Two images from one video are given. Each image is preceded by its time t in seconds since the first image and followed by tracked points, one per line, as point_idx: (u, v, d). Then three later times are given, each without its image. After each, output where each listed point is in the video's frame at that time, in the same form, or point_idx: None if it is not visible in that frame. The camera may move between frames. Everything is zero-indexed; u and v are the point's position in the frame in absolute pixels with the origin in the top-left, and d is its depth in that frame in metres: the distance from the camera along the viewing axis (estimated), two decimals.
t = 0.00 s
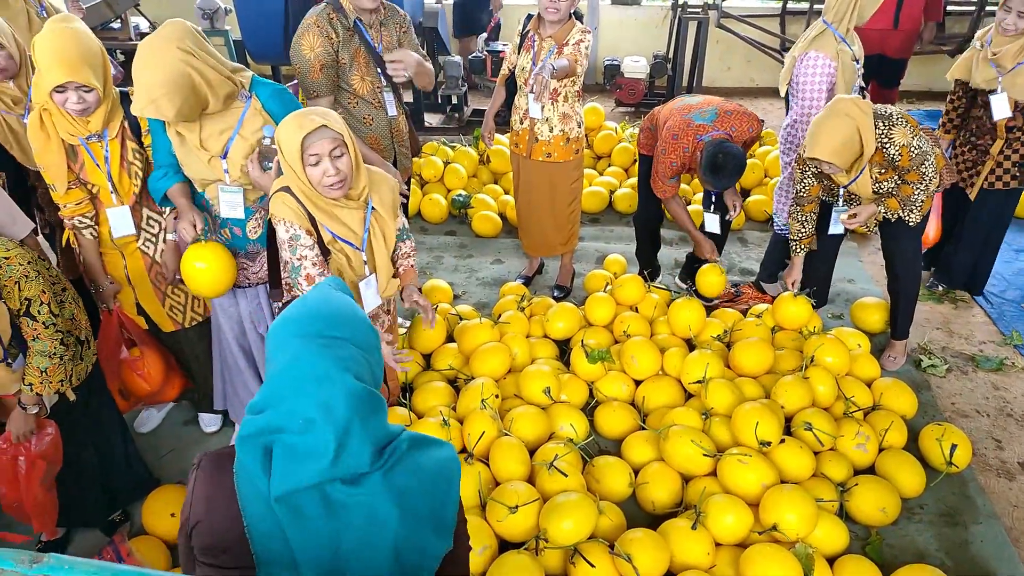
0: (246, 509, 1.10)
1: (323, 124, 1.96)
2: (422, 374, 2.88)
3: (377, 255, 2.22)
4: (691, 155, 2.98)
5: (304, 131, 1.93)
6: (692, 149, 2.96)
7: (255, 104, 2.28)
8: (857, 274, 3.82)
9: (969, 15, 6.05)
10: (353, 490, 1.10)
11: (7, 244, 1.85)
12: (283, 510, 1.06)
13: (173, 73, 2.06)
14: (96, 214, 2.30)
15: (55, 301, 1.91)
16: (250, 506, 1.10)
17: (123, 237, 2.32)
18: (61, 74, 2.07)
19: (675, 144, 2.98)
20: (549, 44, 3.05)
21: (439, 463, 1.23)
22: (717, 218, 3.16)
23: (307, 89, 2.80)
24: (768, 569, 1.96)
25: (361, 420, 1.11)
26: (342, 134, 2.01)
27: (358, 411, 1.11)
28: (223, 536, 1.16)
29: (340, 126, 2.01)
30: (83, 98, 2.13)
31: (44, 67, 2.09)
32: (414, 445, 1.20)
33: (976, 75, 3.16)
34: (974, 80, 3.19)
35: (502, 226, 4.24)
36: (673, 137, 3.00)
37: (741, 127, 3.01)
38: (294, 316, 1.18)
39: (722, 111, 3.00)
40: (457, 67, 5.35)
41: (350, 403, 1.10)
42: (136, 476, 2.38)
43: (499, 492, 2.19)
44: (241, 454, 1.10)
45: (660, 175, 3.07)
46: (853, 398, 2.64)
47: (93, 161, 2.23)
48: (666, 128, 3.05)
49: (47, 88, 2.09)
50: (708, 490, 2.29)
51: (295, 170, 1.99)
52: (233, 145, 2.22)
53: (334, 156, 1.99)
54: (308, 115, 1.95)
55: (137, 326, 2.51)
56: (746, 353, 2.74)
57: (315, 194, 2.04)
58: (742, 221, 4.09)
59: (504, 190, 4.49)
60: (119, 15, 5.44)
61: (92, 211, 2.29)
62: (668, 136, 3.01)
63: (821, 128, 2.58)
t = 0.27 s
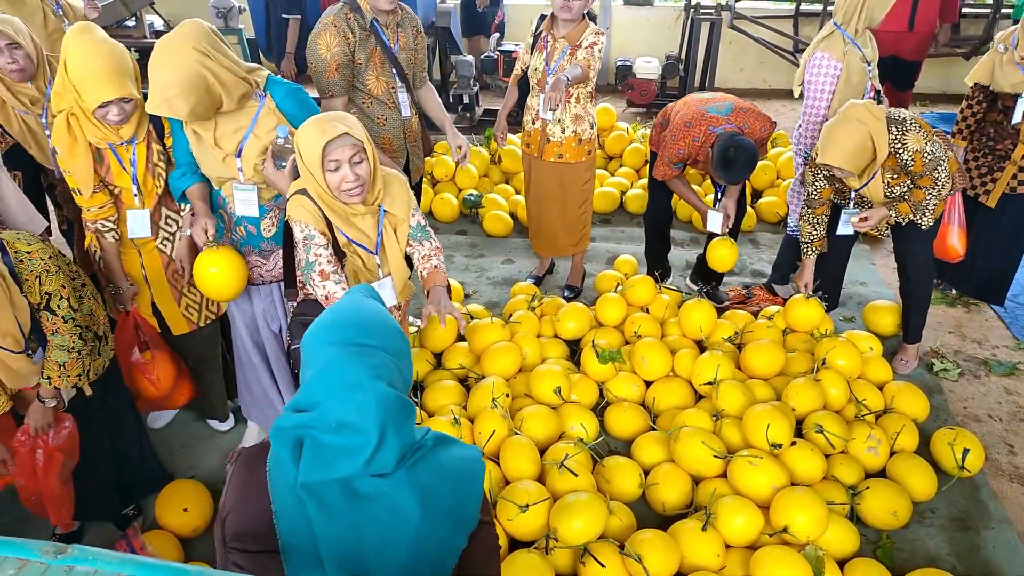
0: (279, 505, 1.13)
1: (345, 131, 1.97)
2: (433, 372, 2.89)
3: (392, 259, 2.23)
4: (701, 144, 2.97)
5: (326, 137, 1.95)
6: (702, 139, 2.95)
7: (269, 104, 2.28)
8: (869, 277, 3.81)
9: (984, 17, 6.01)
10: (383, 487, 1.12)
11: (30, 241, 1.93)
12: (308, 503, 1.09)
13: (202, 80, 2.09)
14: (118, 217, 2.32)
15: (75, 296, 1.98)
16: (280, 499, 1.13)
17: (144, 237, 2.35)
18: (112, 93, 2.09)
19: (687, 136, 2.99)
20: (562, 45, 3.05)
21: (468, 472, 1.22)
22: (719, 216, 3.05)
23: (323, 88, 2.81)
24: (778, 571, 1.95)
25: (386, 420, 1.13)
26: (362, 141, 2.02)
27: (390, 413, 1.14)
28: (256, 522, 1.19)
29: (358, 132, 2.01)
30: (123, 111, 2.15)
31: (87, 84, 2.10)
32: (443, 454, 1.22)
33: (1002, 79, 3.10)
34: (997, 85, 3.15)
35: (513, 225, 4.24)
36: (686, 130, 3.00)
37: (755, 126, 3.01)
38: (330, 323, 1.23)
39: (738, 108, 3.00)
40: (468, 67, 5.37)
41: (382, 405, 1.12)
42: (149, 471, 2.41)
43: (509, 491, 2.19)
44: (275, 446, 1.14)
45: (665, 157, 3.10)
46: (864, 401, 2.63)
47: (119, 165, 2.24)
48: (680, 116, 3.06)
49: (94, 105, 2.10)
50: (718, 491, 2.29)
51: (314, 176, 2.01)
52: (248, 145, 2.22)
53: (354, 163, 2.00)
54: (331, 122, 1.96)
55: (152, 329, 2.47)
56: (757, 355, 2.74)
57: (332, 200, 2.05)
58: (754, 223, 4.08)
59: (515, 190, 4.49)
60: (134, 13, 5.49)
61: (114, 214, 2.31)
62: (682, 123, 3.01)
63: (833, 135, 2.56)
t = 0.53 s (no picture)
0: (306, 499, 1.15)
1: (360, 140, 1.98)
2: (446, 370, 2.89)
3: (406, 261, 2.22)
4: (714, 144, 2.97)
5: (341, 146, 1.96)
6: (716, 138, 2.95)
7: (288, 101, 2.29)
8: (885, 279, 3.78)
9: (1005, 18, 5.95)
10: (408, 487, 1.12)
11: (54, 234, 1.99)
12: (334, 495, 1.10)
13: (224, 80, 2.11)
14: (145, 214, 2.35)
15: (95, 289, 2.02)
16: (307, 492, 1.14)
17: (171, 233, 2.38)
18: (152, 105, 2.15)
19: (701, 137, 2.98)
20: (582, 46, 3.04)
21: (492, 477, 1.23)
22: (728, 217, 3.05)
23: (342, 86, 2.81)
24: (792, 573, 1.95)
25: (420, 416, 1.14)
26: (380, 150, 2.02)
27: (419, 411, 1.14)
28: (284, 515, 1.21)
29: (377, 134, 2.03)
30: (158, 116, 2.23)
31: (127, 95, 2.14)
32: (467, 455, 1.22)
33: None
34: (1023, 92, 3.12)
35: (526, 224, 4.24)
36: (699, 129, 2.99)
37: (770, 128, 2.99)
38: (361, 321, 1.24)
39: (754, 108, 2.99)
40: (483, 65, 5.37)
41: (412, 403, 1.13)
42: (164, 464, 2.43)
43: (522, 489, 2.19)
44: (305, 439, 1.16)
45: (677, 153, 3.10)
46: (879, 403, 2.62)
47: (147, 162, 2.29)
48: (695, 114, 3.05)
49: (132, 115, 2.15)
50: (732, 493, 2.28)
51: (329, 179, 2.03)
52: (267, 142, 2.24)
53: (369, 170, 2.01)
54: (349, 127, 1.98)
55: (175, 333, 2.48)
56: (772, 356, 2.73)
57: (348, 204, 2.08)
58: (769, 223, 4.06)
59: (529, 189, 4.49)
60: (151, 10, 5.53)
61: (140, 211, 2.34)
62: (696, 120, 3.01)
63: (847, 136, 2.59)
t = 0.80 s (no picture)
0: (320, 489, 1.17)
1: (382, 141, 1.98)
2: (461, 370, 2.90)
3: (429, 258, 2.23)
4: (731, 148, 2.95)
5: (363, 147, 1.97)
6: (732, 142, 2.93)
7: (307, 101, 2.28)
8: (902, 283, 3.76)
9: None
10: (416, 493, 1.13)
11: (77, 231, 2.00)
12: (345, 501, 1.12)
13: (246, 80, 2.11)
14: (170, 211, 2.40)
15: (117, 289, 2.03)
16: (323, 490, 1.16)
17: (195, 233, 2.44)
18: (178, 102, 2.18)
19: (717, 143, 2.97)
20: (602, 48, 3.03)
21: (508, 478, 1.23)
22: (750, 221, 3.06)
23: (361, 86, 2.82)
24: None
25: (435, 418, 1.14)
26: (402, 151, 2.03)
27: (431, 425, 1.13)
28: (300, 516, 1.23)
29: (399, 138, 2.03)
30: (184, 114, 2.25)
31: (153, 91, 2.16)
32: (483, 466, 1.21)
33: None
34: None
35: (541, 225, 4.24)
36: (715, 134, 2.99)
37: (787, 132, 2.97)
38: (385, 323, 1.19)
39: (770, 112, 2.97)
40: (499, 66, 5.38)
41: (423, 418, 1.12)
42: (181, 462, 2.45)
43: (536, 490, 2.20)
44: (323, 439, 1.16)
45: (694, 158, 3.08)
46: (897, 408, 2.60)
47: (172, 158, 2.33)
48: (711, 118, 3.04)
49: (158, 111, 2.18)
50: (747, 496, 2.28)
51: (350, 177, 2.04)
52: (287, 142, 2.24)
53: (391, 170, 2.02)
54: (371, 131, 1.98)
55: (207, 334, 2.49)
56: (787, 359, 2.72)
57: (372, 203, 2.07)
58: (785, 226, 4.04)
59: (544, 190, 4.49)
60: (170, 9, 5.58)
61: (166, 207, 2.39)
62: (711, 124, 3.00)
63: (866, 147, 2.56)
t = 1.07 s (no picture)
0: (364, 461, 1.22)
1: (408, 136, 2.01)
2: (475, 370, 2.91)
3: (449, 250, 2.29)
4: (746, 157, 2.95)
5: (390, 143, 2.00)
6: (748, 151, 2.93)
7: (326, 100, 2.29)
8: (919, 286, 3.73)
9: None
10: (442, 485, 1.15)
11: (99, 228, 2.03)
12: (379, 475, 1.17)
13: (263, 80, 2.12)
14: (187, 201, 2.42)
15: (139, 284, 2.05)
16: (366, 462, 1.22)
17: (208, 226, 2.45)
18: (198, 96, 2.21)
19: (733, 150, 2.96)
20: (620, 50, 3.03)
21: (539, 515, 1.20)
22: (762, 226, 3.07)
23: (378, 86, 2.84)
24: None
25: (473, 428, 1.14)
26: (426, 146, 2.05)
27: (470, 424, 1.14)
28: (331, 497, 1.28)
29: (424, 137, 2.05)
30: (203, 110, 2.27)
31: (173, 86, 2.19)
32: (518, 481, 1.19)
33: None
34: None
35: (555, 225, 4.24)
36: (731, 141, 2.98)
37: (803, 139, 2.95)
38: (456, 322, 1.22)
39: (786, 119, 2.93)
40: (514, 67, 5.38)
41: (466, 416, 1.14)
42: (198, 458, 2.48)
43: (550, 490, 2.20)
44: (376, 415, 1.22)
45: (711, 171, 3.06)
46: (913, 412, 2.58)
47: (186, 155, 2.36)
48: (727, 125, 3.02)
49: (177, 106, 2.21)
50: (762, 498, 2.27)
51: (374, 173, 2.06)
52: (307, 141, 2.25)
53: (415, 166, 2.04)
54: (395, 126, 2.01)
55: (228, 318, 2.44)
56: (803, 361, 2.71)
57: (395, 200, 2.09)
58: (800, 228, 4.02)
59: (558, 190, 4.49)
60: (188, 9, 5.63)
61: (182, 196, 2.41)
62: (727, 133, 2.98)
63: (881, 180, 2.48)
